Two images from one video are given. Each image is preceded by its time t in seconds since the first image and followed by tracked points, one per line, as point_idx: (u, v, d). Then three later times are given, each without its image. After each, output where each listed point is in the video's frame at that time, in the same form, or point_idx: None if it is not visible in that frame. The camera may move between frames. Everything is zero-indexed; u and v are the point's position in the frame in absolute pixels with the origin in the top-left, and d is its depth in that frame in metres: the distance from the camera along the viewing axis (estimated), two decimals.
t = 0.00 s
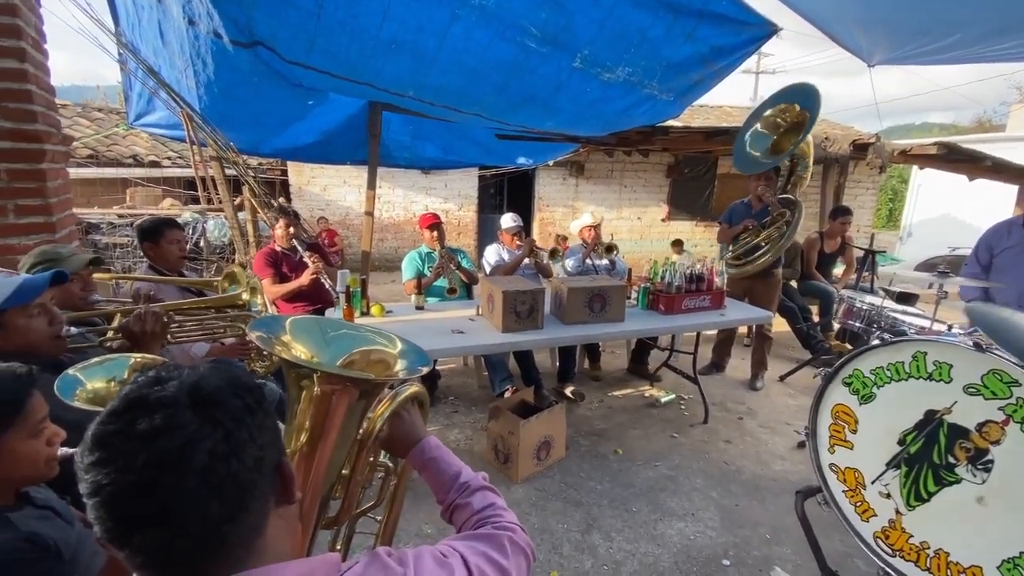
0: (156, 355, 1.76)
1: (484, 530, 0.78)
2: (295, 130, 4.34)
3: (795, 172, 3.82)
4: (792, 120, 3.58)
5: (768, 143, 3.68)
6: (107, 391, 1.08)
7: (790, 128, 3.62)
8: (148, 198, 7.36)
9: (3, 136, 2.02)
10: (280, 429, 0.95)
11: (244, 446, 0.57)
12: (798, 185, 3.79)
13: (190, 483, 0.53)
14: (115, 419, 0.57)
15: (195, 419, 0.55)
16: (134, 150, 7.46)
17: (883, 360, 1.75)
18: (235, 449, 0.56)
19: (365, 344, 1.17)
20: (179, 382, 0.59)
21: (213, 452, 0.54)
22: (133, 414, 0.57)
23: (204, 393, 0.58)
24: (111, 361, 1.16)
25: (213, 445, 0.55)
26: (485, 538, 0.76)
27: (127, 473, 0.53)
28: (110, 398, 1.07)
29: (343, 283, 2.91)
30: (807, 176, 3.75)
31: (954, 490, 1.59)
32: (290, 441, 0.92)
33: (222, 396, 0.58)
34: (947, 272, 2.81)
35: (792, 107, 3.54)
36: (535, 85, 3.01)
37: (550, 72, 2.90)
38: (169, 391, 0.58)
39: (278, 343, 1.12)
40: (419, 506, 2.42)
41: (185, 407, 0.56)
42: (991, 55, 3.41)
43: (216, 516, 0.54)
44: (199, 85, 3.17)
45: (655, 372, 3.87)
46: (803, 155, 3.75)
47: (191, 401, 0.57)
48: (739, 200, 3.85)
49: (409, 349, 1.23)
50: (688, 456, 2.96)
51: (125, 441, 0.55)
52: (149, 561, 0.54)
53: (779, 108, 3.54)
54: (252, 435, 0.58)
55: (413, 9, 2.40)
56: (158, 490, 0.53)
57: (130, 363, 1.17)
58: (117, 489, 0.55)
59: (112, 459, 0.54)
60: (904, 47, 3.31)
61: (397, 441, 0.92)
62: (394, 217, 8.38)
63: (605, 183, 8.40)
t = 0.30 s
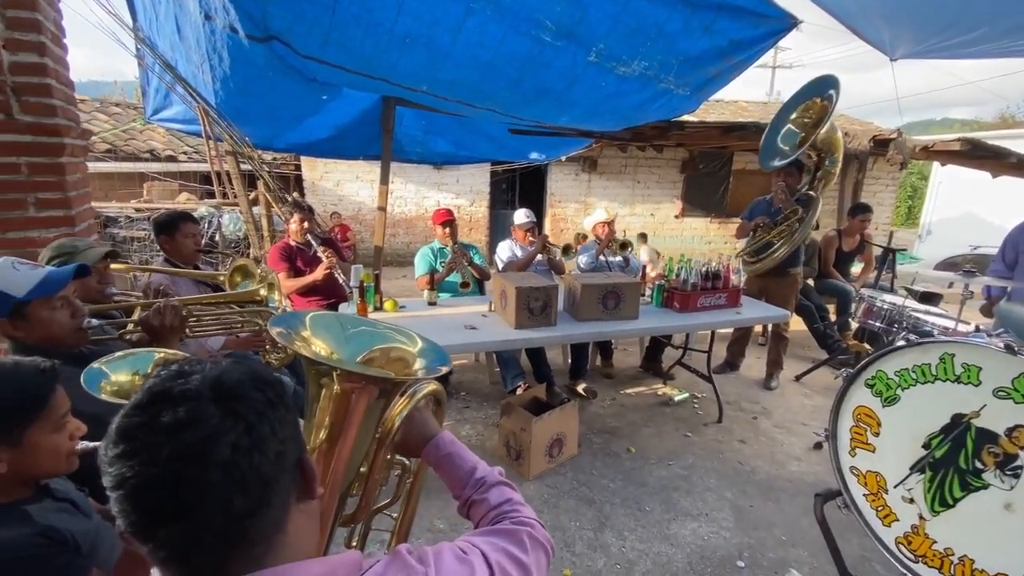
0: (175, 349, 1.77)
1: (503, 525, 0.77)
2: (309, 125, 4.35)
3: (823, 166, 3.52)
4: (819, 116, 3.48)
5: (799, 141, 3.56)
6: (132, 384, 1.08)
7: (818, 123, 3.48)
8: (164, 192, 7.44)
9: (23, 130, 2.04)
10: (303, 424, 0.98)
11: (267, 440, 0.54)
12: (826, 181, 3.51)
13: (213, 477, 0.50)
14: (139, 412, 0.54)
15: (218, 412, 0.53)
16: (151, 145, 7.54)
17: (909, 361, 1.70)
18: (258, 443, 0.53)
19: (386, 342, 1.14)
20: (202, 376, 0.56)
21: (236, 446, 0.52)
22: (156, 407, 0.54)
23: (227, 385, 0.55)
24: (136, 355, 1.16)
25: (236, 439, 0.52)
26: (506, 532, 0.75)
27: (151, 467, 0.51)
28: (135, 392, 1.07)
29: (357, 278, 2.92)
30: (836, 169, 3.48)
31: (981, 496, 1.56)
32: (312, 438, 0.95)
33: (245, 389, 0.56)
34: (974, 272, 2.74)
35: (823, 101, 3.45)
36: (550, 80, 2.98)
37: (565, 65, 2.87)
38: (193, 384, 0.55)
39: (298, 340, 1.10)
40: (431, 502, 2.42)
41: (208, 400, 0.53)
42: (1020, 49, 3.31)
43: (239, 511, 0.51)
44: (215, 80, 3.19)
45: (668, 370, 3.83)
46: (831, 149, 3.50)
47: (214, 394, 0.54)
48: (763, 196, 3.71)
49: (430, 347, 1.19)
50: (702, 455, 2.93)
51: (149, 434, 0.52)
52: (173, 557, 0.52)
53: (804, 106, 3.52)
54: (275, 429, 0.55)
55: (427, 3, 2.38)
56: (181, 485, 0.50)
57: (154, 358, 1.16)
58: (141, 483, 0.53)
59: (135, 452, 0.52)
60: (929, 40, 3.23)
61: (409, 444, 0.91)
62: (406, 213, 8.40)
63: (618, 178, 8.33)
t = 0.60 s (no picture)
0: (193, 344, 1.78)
1: (525, 530, 0.76)
2: (323, 120, 4.36)
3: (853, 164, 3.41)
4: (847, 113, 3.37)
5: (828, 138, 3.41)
6: (152, 379, 1.08)
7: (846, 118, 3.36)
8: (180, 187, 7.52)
9: (44, 125, 2.06)
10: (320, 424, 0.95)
11: (291, 442, 0.53)
12: (856, 180, 3.39)
13: (238, 480, 0.49)
14: (163, 413, 0.53)
15: (243, 413, 0.51)
16: (168, 140, 7.62)
17: (938, 366, 1.65)
18: (283, 445, 0.52)
19: (404, 341, 1.12)
20: (226, 376, 0.55)
21: (261, 448, 0.50)
22: (181, 407, 0.52)
23: (252, 386, 0.54)
24: (154, 350, 1.16)
25: (260, 441, 0.50)
26: (528, 538, 0.74)
27: (175, 469, 0.49)
28: (157, 386, 1.08)
29: (371, 274, 2.92)
30: (867, 169, 3.36)
31: (1011, 505, 1.51)
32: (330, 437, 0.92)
33: (269, 390, 0.54)
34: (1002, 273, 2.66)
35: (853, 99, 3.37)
36: (565, 75, 2.95)
37: (580, 61, 2.84)
38: (216, 384, 0.54)
39: (318, 337, 1.08)
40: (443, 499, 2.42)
41: (233, 401, 0.52)
42: None
43: (265, 514, 0.50)
44: (230, 75, 3.20)
45: (682, 369, 3.80)
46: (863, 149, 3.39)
47: (239, 395, 0.53)
48: (789, 194, 3.56)
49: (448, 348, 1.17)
50: (716, 456, 2.90)
51: (173, 435, 0.50)
52: (199, 561, 0.50)
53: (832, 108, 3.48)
54: (300, 430, 0.54)
55: None
56: (205, 489, 0.49)
57: (173, 354, 1.16)
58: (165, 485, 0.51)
59: (160, 455, 0.50)
60: (955, 32, 3.15)
61: (431, 442, 0.90)
62: (418, 209, 8.41)
63: (631, 175, 8.26)
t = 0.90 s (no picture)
0: (208, 336, 1.78)
1: (552, 540, 0.74)
2: (336, 116, 4.35)
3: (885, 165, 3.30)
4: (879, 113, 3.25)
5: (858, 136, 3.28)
6: (154, 375, 1.06)
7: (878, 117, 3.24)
8: (194, 181, 7.56)
9: (62, 118, 2.06)
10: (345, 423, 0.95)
11: (321, 448, 0.51)
12: (886, 181, 3.24)
13: (269, 487, 0.47)
14: (190, 415, 0.51)
15: (272, 417, 0.49)
16: (182, 135, 7.66)
17: (970, 372, 1.63)
18: (313, 451, 0.50)
19: (430, 341, 1.10)
20: (255, 377, 0.53)
21: (291, 454, 0.48)
22: (209, 409, 0.51)
23: (281, 388, 0.52)
24: (157, 345, 1.15)
25: (291, 447, 0.49)
26: (556, 549, 0.72)
27: (204, 475, 0.47)
28: (160, 381, 1.06)
29: (384, 270, 2.92)
30: (899, 171, 3.24)
31: None
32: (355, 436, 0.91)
33: (299, 393, 0.53)
34: None
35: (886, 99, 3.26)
36: (579, 71, 2.92)
37: (595, 57, 2.80)
38: (246, 386, 0.52)
39: (343, 334, 1.08)
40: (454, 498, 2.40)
41: (262, 405, 0.50)
42: None
43: (294, 522, 0.48)
44: (245, 71, 3.20)
45: (695, 370, 3.76)
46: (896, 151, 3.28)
47: (269, 398, 0.51)
48: (813, 194, 3.49)
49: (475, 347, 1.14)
50: (730, 459, 2.86)
51: (201, 439, 0.49)
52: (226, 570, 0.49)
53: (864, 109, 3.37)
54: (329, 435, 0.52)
55: None
56: (235, 496, 0.47)
57: (175, 348, 1.15)
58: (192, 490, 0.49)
59: (188, 459, 0.49)
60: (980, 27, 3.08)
61: (455, 444, 0.88)
62: (429, 205, 8.40)
63: (643, 172, 8.19)
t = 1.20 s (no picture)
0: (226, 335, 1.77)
1: (583, 551, 0.72)
2: (349, 113, 4.35)
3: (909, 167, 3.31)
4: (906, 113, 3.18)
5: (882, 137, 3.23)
6: (181, 372, 1.04)
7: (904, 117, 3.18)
8: (206, 177, 7.60)
9: (80, 113, 2.06)
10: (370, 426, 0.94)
11: (360, 459, 0.50)
12: (912, 185, 3.26)
13: (310, 501, 0.46)
14: (227, 423, 0.49)
15: (312, 426, 0.48)
16: (195, 131, 7.70)
17: (1001, 383, 1.61)
18: (353, 462, 0.50)
19: (456, 346, 1.09)
20: (294, 384, 0.51)
21: (332, 466, 0.48)
22: (246, 417, 0.49)
23: (320, 395, 0.51)
24: (184, 343, 1.12)
25: (332, 459, 0.48)
26: (589, 561, 0.71)
27: (243, 487, 0.46)
28: (187, 380, 1.04)
29: (397, 269, 2.91)
30: (925, 173, 3.25)
31: None
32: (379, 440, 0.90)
33: (338, 400, 0.51)
34: None
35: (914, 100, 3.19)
36: (594, 70, 2.89)
37: (611, 55, 2.76)
38: (283, 393, 0.50)
39: (369, 334, 1.07)
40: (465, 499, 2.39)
41: (302, 414, 0.49)
42: None
43: (333, 535, 0.48)
44: (259, 67, 3.20)
45: (707, 374, 3.72)
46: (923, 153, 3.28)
47: (308, 407, 0.49)
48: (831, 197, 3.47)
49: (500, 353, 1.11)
50: (744, 464, 2.82)
51: (240, 450, 0.47)
52: None
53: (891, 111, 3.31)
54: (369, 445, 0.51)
55: None
56: (274, 510, 0.46)
57: (201, 346, 1.13)
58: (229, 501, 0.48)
59: (226, 470, 0.47)
60: (1002, 29, 3.03)
61: (481, 449, 0.86)
62: (438, 203, 8.40)
63: (654, 173, 8.13)
